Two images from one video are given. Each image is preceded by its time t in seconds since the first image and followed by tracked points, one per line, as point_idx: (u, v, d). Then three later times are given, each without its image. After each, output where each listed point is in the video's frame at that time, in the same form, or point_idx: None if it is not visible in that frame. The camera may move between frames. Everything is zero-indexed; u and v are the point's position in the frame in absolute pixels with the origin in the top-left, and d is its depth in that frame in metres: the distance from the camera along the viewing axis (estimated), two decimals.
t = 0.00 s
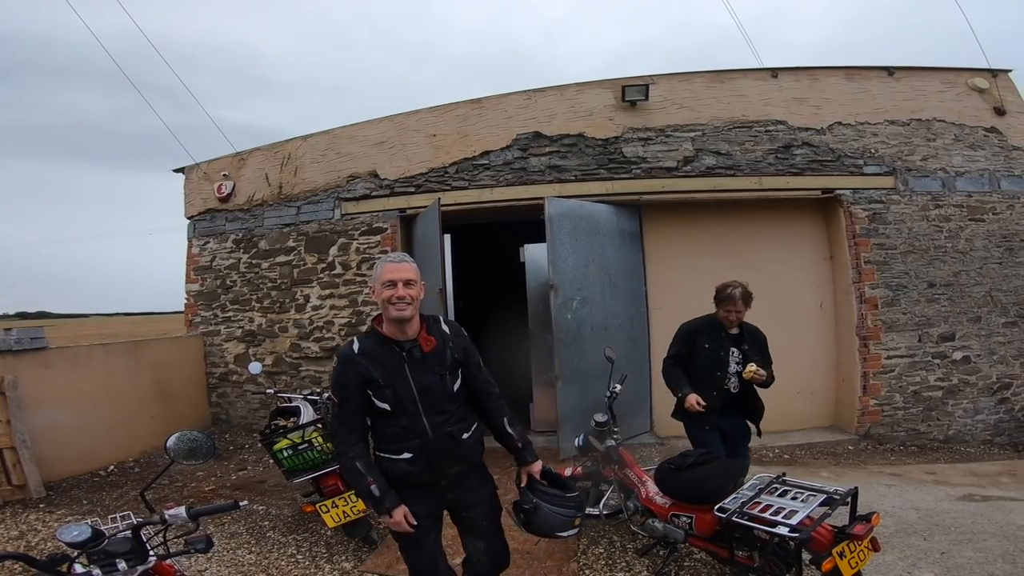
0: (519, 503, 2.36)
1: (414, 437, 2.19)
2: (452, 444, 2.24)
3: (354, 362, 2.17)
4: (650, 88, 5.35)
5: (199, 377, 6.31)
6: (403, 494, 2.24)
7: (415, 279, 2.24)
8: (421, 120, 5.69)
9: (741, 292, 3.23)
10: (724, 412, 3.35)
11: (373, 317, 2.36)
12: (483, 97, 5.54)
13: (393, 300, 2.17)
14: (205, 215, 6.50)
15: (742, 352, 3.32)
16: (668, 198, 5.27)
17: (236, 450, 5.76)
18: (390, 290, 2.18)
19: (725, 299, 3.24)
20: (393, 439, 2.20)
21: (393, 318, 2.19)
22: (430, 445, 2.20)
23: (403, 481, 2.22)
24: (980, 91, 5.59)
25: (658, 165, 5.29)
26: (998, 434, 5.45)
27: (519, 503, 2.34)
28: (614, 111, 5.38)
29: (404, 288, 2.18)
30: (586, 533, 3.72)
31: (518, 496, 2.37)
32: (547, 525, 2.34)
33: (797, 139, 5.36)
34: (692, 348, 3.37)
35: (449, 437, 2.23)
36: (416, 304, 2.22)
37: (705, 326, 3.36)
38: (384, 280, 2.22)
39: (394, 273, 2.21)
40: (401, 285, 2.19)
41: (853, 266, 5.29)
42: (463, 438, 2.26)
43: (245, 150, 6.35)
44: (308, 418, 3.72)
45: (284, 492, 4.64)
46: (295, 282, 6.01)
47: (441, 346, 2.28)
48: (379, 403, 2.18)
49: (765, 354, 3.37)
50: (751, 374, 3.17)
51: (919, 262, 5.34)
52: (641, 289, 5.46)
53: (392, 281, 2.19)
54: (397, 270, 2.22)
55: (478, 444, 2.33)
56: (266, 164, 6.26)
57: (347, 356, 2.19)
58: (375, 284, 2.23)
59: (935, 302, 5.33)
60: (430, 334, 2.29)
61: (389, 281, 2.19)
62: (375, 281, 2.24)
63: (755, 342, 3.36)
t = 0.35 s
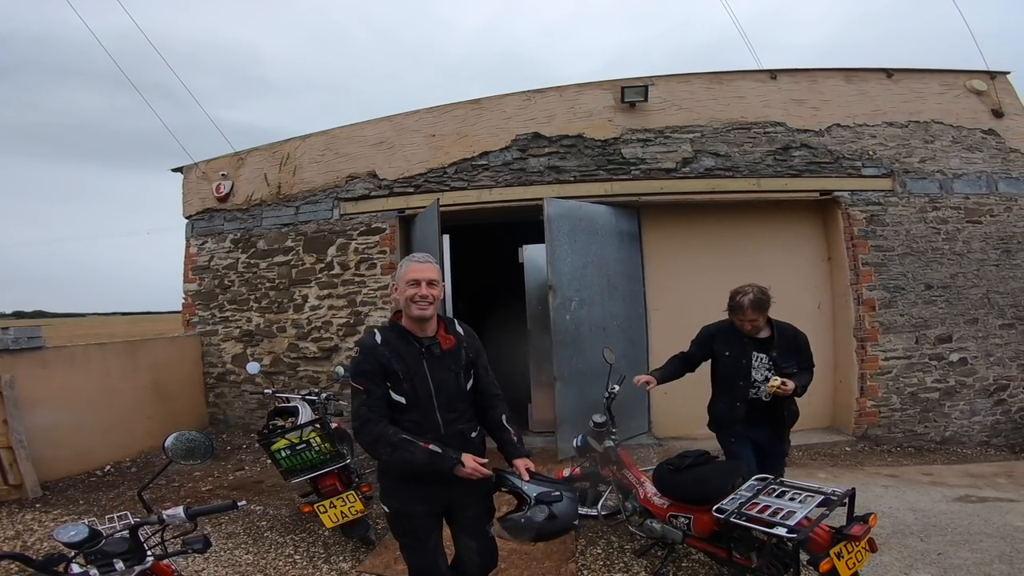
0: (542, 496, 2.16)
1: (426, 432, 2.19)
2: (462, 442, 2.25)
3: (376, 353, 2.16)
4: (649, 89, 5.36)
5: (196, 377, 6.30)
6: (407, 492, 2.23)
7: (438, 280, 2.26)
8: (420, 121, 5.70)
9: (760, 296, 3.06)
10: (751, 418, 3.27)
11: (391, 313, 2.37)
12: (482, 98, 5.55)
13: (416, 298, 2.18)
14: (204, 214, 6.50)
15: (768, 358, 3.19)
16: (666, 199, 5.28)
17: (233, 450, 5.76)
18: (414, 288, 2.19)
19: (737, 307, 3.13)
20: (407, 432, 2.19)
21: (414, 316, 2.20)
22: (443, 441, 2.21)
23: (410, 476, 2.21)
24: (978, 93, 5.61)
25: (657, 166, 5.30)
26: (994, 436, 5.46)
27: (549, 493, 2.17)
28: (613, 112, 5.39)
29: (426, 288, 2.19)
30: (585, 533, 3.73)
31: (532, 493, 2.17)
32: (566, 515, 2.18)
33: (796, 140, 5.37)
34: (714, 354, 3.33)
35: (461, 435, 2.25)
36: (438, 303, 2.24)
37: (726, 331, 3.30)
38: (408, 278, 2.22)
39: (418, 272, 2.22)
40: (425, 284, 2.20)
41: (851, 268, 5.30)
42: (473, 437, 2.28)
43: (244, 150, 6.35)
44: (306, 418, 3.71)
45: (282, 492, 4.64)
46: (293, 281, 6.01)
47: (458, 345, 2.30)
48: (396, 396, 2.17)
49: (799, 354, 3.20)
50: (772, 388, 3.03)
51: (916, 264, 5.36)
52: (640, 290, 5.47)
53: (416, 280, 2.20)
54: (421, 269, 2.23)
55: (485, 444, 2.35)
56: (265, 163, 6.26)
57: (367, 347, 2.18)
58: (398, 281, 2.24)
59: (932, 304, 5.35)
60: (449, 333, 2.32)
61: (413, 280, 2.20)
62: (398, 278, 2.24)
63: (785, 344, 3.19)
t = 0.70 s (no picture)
0: (538, 484, 2.16)
1: (438, 426, 2.19)
2: (472, 437, 2.27)
3: (392, 346, 2.18)
4: (649, 91, 5.37)
5: (195, 377, 6.30)
6: (416, 487, 2.23)
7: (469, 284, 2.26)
8: (420, 121, 5.70)
9: (768, 298, 2.94)
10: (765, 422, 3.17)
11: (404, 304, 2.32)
12: (483, 99, 5.56)
13: (450, 300, 2.18)
14: (204, 213, 6.50)
15: (781, 363, 3.05)
16: (666, 200, 5.29)
17: (232, 449, 5.76)
18: (449, 290, 2.17)
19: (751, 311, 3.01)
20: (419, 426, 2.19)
21: (442, 316, 2.20)
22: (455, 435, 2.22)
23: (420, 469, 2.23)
24: (978, 95, 5.61)
25: (657, 168, 5.31)
26: (992, 437, 5.47)
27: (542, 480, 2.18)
28: (613, 113, 5.40)
29: (461, 292, 2.18)
30: (583, 533, 3.74)
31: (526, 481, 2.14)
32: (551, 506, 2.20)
33: (796, 142, 5.38)
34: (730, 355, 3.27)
35: (472, 430, 2.26)
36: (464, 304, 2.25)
37: (744, 333, 3.23)
38: (444, 278, 2.19)
39: (455, 274, 2.20)
40: (460, 288, 2.20)
41: (850, 269, 5.31)
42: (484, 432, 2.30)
43: (244, 150, 6.36)
44: (306, 417, 3.70)
45: (280, 492, 4.65)
46: (293, 281, 6.02)
47: (471, 343, 2.33)
48: (409, 390, 2.17)
49: (817, 358, 3.01)
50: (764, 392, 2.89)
51: (915, 265, 5.36)
52: (639, 291, 5.48)
53: (452, 283, 2.18)
54: (457, 271, 2.21)
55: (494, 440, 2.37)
56: (265, 163, 6.26)
57: (383, 341, 2.19)
58: (431, 277, 2.19)
59: (931, 306, 5.36)
60: (461, 330, 2.35)
61: (448, 281, 2.18)
62: (431, 275, 2.19)
63: (801, 347, 3.04)
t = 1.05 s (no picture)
0: (525, 477, 2.17)
1: (439, 420, 2.20)
2: (471, 431, 2.29)
3: (397, 339, 2.18)
4: (649, 90, 5.37)
5: (191, 373, 6.29)
6: (414, 481, 2.24)
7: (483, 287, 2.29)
8: (420, 118, 5.70)
9: (784, 289, 2.88)
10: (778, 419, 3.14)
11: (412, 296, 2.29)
12: (482, 96, 5.55)
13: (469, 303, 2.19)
14: (201, 208, 6.49)
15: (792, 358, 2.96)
16: (663, 199, 5.30)
17: (227, 445, 5.76)
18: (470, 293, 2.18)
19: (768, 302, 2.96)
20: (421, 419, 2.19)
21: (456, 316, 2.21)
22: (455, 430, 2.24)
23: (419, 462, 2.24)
24: (977, 97, 5.63)
25: (656, 166, 5.31)
26: (986, 438, 5.49)
27: (529, 473, 2.19)
28: (612, 111, 5.40)
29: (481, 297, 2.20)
30: (579, 531, 3.75)
31: (512, 472, 2.15)
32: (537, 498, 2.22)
33: (794, 142, 5.39)
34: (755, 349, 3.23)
35: (471, 425, 2.28)
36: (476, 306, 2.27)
37: (767, 330, 3.18)
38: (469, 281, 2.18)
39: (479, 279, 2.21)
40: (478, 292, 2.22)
41: (846, 269, 5.33)
42: (481, 428, 2.32)
43: (243, 145, 6.35)
44: (302, 412, 3.69)
45: (275, 488, 4.65)
46: (290, 277, 6.02)
47: (473, 340, 2.34)
48: (412, 383, 2.18)
49: (830, 358, 2.90)
50: (765, 351, 2.83)
51: (911, 266, 5.38)
52: (636, 289, 5.49)
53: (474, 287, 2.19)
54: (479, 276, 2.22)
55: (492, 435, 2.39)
56: (264, 159, 6.25)
57: (388, 333, 2.19)
58: (454, 277, 2.17)
59: (926, 306, 5.37)
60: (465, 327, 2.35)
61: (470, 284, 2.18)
62: (455, 274, 2.17)
63: (815, 344, 2.92)
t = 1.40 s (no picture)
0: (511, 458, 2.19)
1: (436, 407, 2.21)
2: (461, 415, 2.33)
3: (386, 329, 2.13)
4: (642, 86, 5.39)
5: (180, 365, 6.27)
6: (407, 473, 2.23)
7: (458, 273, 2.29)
8: (414, 112, 5.69)
9: (780, 277, 2.95)
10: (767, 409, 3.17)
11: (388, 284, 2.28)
12: (476, 91, 5.55)
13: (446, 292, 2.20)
14: (192, 200, 6.46)
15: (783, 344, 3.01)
16: (655, 194, 5.32)
17: (216, 439, 5.75)
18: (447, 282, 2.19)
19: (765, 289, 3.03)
20: (416, 410, 2.17)
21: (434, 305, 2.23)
22: (449, 415, 2.26)
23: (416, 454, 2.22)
24: (966, 97, 5.68)
25: (648, 162, 5.33)
26: (970, 435, 5.56)
27: (517, 453, 2.21)
28: (606, 107, 5.41)
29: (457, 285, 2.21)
30: (569, 523, 3.78)
31: (500, 454, 2.18)
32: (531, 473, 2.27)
33: (785, 140, 5.42)
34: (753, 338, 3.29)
35: (461, 408, 2.32)
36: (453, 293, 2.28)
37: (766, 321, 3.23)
38: (444, 270, 2.18)
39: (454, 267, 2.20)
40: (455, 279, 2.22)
41: (835, 266, 5.37)
42: (470, 411, 2.36)
43: (236, 138, 6.32)
44: (292, 403, 3.71)
45: (265, 481, 4.65)
46: (281, 269, 6.00)
47: (450, 325, 2.39)
48: (405, 373, 2.15)
49: (817, 348, 2.92)
50: (761, 325, 2.90)
51: (899, 263, 5.44)
52: (628, 283, 5.52)
53: (451, 275, 2.19)
54: (455, 264, 2.21)
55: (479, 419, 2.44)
56: (257, 151, 6.23)
57: (374, 325, 2.12)
58: (431, 266, 2.16)
59: (913, 303, 5.43)
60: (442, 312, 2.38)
61: (447, 273, 2.18)
62: (431, 264, 2.16)
63: (807, 333, 2.96)
